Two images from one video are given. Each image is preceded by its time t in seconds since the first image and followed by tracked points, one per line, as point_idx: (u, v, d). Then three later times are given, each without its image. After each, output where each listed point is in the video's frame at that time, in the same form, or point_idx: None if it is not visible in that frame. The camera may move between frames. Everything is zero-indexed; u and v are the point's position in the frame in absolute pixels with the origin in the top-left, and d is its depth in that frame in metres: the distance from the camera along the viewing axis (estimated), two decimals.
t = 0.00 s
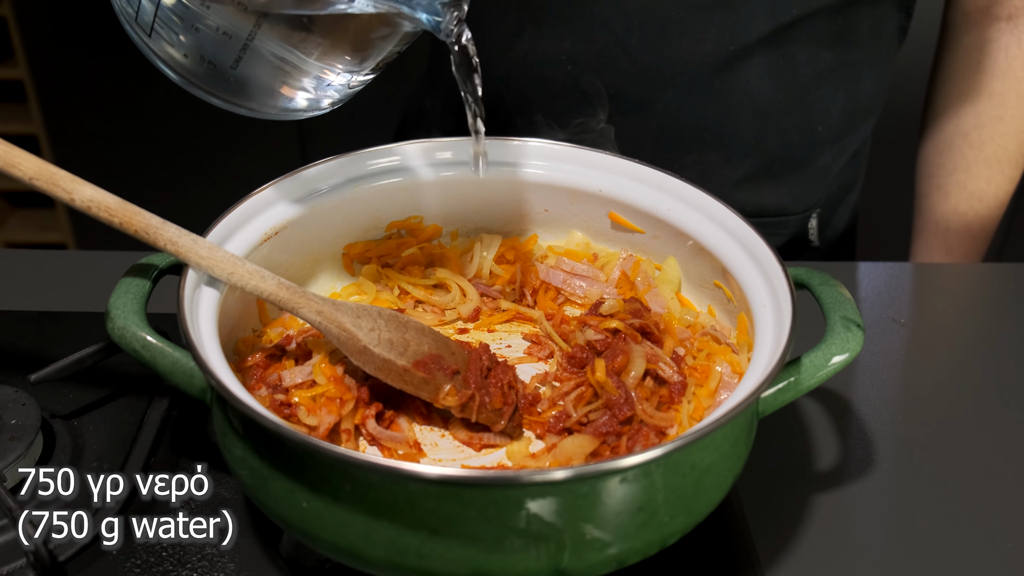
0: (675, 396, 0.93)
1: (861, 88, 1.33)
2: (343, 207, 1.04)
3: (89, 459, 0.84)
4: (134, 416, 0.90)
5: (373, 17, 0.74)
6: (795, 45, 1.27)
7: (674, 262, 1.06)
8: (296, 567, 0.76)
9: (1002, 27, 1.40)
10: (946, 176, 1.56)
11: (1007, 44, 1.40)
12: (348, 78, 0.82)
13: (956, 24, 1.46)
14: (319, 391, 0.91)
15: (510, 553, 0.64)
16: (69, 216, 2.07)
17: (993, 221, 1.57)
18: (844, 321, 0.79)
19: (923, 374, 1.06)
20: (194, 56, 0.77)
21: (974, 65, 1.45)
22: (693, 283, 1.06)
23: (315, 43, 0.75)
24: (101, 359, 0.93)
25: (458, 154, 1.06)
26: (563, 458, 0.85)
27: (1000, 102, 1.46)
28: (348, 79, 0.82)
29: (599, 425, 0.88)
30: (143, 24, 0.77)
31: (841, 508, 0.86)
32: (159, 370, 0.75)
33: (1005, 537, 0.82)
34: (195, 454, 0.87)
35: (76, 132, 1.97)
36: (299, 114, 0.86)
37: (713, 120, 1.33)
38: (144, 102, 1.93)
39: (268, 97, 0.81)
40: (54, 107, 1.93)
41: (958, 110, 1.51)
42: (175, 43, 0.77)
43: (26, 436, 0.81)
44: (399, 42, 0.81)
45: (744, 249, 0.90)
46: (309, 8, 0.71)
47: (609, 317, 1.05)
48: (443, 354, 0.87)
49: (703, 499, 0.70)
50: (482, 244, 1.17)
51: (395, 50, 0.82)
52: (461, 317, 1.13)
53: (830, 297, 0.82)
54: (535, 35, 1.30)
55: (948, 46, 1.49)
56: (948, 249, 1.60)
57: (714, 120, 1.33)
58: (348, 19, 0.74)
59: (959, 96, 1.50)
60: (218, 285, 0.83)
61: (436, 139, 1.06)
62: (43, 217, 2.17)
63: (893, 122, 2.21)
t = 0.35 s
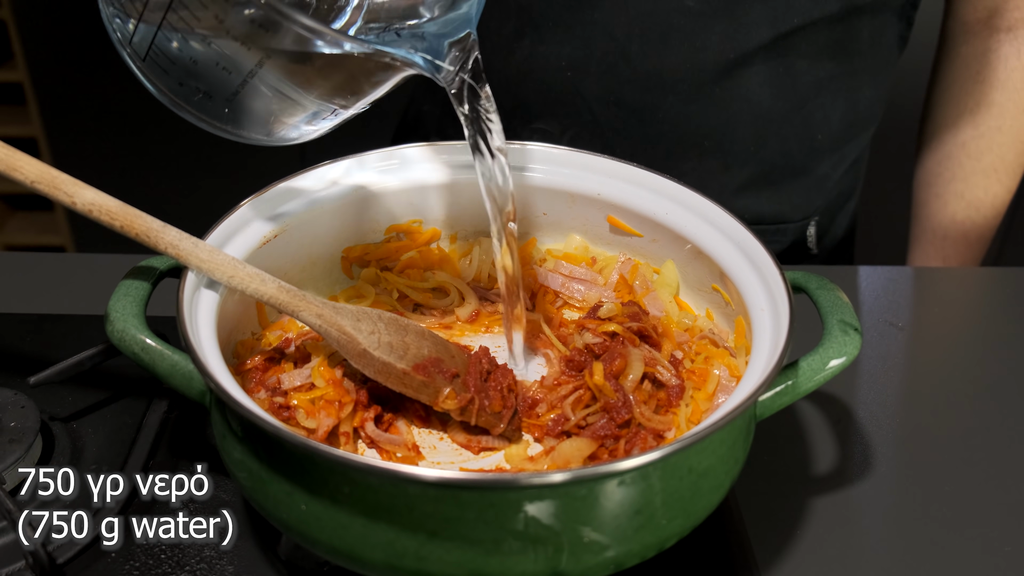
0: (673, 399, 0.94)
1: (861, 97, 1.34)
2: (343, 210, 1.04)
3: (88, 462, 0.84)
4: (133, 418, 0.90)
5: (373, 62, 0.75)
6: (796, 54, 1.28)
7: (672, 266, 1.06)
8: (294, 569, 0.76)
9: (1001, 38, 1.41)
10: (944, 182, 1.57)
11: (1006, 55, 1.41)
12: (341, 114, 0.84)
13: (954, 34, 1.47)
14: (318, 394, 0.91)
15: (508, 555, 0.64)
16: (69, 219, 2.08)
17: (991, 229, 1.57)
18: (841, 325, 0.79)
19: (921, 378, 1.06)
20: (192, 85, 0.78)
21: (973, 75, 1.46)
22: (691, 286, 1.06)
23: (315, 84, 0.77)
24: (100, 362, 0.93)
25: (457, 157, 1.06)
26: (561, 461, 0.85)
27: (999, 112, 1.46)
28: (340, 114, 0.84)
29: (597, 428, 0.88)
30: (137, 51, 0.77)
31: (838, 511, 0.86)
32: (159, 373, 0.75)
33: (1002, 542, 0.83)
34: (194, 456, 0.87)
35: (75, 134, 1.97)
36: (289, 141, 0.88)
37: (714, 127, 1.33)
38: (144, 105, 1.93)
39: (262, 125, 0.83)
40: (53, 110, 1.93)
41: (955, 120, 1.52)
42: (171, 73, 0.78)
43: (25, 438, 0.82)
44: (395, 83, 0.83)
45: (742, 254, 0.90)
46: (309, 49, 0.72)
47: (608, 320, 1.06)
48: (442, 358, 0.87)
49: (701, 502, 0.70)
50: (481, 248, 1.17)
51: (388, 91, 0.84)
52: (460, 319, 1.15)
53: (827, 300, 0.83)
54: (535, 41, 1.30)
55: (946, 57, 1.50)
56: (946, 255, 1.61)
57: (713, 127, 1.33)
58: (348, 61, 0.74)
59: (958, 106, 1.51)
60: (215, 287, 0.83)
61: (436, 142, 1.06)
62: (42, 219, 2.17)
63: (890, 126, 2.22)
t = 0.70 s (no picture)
0: (673, 401, 0.94)
1: (863, 102, 1.34)
2: (342, 213, 1.05)
3: (87, 465, 0.84)
4: (132, 421, 0.90)
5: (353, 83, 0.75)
6: (798, 59, 1.28)
7: (671, 268, 1.06)
8: (293, 571, 0.76)
9: (1003, 43, 1.41)
10: (945, 187, 1.58)
11: (1008, 60, 1.41)
12: (319, 128, 0.84)
13: (956, 38, 1.47)
14: (317, 397, 0.91)
15: (507, 557, 0.64)
16: (69, 222, 2.08)
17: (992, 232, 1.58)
18: (840, 327, 0.79)
19: (922, 380, 1.06)
20: (167, 92, 0.78)
21: (975, 80, 1.46)
22: (690, 289, 1.06)
23: (295, 100, 0.77)
24: (99, 364, 0.93)
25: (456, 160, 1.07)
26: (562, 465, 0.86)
27: (1001, 117, 1.47)
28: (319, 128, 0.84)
29: (598, 431, 0.88)
30: (112, 57, 0.77)
31: (836, 513, 0.86)
32: (158, 376, 0.75)
33: (1002, 544, 0.82)
34: (193, 458, 0.87)
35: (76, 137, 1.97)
36: (266, 151, 0.87)
37: (716, 131, 1.34)
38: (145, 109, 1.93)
39: (238, 134, 0.83)
40: (53, 114, 1.93)
41: (957, 124, 1.52)
42: (147, 80, 0.78)
43: (24, 441, 0.81)
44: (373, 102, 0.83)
45: (742, 256, 0.90)
46: (291, 67, 0.71)
47: (607, 322, 1.05)
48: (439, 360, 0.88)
49: (700, 504, 0.70)
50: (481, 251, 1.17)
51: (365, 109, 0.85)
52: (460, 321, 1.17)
53: (827, 302, 0.83)
54: (536, 45, 1.29)
55: (948, 61, 1.50)
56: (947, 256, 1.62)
57: (715, 131, 1.34)
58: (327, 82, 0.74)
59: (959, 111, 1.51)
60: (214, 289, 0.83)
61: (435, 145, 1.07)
62: (42, 222, 2.18)
63: (892, 129, 2.22)
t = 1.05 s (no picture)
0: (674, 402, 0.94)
1: (866, 104, 1.34)
2: (342, 214, 1.05)
3: (87, 465, 0.84)
4: (132, 421, 0.90)
5: (321, 92, 0.74)
6: (801, 60, 1.28)
7: (673, 270, 1.06)
8: (293, 573, 0.76)
9: (1007, 47, 1.41)
10: (948, 189, 1.58)
11: (1012, 63, 1.41)
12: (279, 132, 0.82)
13: (959, 41, 1.47)
14: (318, 398, 0.91)
15: (508, 559, 0.64)
16: (69, 222, 2.08)
17: (994, 235, 1.58)
18: (842, 329, 0.79)
19: (924, 383, 1.06)
20: (128, 84, 0.75)
21: (978, 83, 1.46)
22: (691, 290, 1.06)
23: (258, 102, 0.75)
24: (99, 365, 0.93)
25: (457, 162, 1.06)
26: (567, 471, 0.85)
27: (1004, 121, 1.46)
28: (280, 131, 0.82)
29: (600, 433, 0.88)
30: (75, 45, 0.74)
31: (837, 515, 0.86)
32: (158, 376, 0.75)
33: (1003, 547, 0.82)
34: (193, 459, 0.87)
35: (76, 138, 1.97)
36: (225, 148, 0.85)
37: (718, 133, 1.34)
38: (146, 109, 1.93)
39: (201, 133, 0.80)
40: (53, 114, 1.93)
41: (959, 128, 1.52)
42: (110, 70, 0.74)
43: (23, 442, 0.81)
44: (337, 109, 0.82)
45: (742, 256, 0.90)
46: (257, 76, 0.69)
47: (609, 323, 1.05)
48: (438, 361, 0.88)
49: (701, 506, 0.70)
50: (481, 252, 1.17)
51: (330, 115, 0.83)
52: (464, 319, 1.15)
53: (828, 304, 0.83)
54: (539, 46, 1.29)
55: (951, 65, 1.50)
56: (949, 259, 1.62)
57: (717, 133, 1.34)
58: (296, 89, 0.73)
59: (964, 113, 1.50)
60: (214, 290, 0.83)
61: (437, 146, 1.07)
62: (42, 223, 2.18)
63: (894, 132, 2.22)
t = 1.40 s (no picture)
0: (675, 401, 0.94)
1: (866, 103, 1.34)
2: (342, 213, 1.05)
3: (87, 466, 0.84)
4: (131, 421, 0.89)
5: (332, 95, 0.74)
6: (802, 59, 1.28)
7: (673, 270, 1.06)
8: (293, 573, 0.76)
9: (1007, 46, 1.41)
10: (948, 189, 1.58)
11: (1012, 62, 1.41)
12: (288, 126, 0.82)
13: (959, 40, 1.47)
14: (318, 397, 0.91)
15: (508, 559, 0.64)
16: (69, 222, 2.08)
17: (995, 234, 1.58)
18: (843, 329, 0.79)
19: (926, 383, 1.06)
20: (140, 78, 0.74)
21: (978, 83, 1.46)
22: (692, 290, 1.06)
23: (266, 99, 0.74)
24: (99, 365, 0.93)
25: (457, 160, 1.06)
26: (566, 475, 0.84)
27: (1004, 121, 1.46)
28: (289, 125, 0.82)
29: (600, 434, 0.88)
30: (87, 39, 0.73)
31: (838, 515, 0.85)
32: (158, 376, 0.75)
33: (1004, 547, 0.82)
34: (193, 458, 0.87)
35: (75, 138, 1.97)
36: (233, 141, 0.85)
37: (718, 132, 1.34)
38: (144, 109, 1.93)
39: (212, 127, 0.80)
40: (52, 114, 1.92)
41: (959, 127, 1.52)
42: (121, 65, 0.74)
43: (22, 442, 0.81)
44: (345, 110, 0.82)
45: (742, 255, 0.90)
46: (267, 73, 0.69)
47: (609, 323, 1.04)
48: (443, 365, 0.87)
49: (702, 506, 0.70)
50: (482, 251, 1.16)
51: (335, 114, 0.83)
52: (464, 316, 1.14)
53: (829, 304, 0.83)
54: (539, 45, 1.29)
55: (951, 64, 1.50)
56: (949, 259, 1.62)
57: (718, 132, 1.34)
58: (308, 92, 0.73)
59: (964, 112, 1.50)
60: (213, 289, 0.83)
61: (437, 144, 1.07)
62: (41, 223, 2.17)
63: (894, 132, 2.22)
